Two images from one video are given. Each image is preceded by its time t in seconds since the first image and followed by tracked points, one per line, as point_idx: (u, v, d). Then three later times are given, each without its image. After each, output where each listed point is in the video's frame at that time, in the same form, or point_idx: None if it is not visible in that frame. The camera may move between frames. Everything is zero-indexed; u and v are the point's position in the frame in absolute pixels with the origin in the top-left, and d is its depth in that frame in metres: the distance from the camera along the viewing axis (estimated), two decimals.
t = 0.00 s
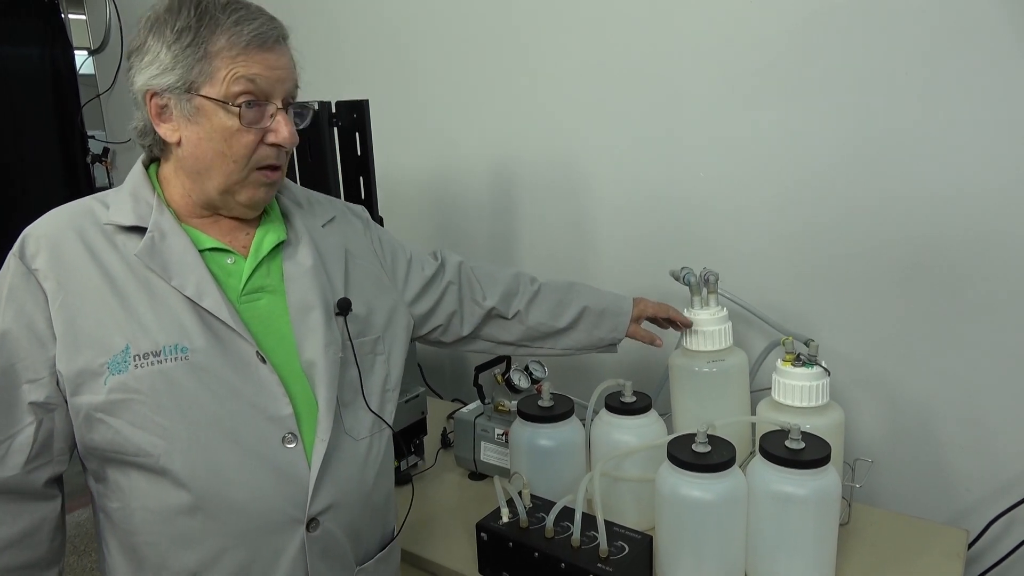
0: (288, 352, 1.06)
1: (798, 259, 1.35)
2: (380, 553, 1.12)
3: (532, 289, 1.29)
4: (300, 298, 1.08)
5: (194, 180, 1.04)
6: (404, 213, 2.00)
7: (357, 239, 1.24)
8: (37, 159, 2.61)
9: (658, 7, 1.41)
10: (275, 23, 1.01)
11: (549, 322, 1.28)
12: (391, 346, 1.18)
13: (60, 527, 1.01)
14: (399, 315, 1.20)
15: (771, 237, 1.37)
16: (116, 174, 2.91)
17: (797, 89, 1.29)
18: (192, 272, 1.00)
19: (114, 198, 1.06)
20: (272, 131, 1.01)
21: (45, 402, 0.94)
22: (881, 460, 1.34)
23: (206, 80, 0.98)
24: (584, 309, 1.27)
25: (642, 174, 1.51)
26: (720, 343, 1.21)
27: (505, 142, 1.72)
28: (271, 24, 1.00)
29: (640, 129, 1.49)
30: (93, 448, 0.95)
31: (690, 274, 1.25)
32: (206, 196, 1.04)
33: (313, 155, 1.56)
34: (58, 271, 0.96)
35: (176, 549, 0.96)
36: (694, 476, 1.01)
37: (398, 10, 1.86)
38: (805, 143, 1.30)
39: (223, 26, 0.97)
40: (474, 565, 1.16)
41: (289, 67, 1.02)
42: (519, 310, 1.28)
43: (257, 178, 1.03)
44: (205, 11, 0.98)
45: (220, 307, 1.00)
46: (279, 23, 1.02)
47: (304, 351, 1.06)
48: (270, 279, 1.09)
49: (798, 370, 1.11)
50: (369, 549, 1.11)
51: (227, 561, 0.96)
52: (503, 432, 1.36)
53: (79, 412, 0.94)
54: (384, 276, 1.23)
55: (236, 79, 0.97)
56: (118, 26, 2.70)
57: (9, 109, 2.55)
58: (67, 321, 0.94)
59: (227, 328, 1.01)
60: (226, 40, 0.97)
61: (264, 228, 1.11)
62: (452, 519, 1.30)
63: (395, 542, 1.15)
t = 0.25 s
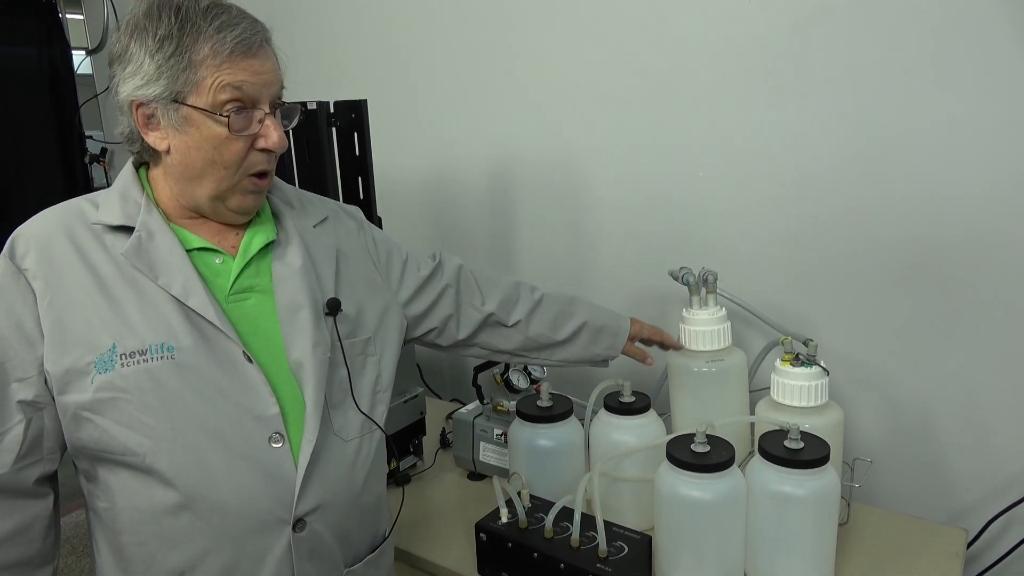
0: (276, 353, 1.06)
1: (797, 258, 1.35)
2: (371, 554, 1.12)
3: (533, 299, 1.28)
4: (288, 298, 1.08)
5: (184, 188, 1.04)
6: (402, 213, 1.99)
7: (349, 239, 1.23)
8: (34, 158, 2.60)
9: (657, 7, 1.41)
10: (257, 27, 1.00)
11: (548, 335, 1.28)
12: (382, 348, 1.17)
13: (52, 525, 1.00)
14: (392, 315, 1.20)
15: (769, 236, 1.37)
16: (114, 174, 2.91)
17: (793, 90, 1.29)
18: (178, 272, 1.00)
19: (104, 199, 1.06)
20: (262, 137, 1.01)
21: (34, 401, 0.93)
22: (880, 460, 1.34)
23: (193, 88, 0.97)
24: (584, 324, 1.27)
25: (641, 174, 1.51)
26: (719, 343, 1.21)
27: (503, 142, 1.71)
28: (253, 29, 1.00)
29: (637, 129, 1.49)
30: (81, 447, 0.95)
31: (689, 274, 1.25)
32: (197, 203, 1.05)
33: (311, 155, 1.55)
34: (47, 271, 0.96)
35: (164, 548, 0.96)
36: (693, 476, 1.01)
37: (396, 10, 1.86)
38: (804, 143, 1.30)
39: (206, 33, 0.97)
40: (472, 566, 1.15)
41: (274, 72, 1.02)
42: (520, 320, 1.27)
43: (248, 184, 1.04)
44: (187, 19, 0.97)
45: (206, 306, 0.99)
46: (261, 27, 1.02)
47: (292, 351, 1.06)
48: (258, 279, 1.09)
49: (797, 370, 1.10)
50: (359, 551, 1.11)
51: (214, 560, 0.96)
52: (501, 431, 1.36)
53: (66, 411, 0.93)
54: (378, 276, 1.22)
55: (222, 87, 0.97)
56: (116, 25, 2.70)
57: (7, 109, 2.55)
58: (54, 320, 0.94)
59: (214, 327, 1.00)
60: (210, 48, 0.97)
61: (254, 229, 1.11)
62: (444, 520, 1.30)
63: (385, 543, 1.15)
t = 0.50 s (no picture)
0: (271, 353, 1.06)
1: (795, 258, 1.35)
2: (367, 554, 1.12)
3: (534, 301, 1.28)
4: (283, 298, 1.08)
5: (180, 187, 1.04)
6: (401, 214, 1.99)
7: (345, 238, 1.23)
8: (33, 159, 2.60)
9: (655, 7, 1.41)
10: (259, 31, 1.00)
11: (548, 338, 1.28)
12: (377, 347, 1.17)
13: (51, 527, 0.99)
14: (387, 314, 1.20)
15: (767, 236, 1.37)
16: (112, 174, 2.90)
17: (791, 90, 1.29)
18: (172, 272, 1.01)
19: (98, 199, 1.06)
20: (260, 141, 1.01)
21: (31, 402, 0.93)
22: (879, 460, 1.34)
23: (193, 90, 0.97)
24: (584, 329, 1.28)
25: (639, 174, 1.51)
26: (717, 343, 1.21)
27: (501, 142, 1.72)
28: (256, 33, 1.00)
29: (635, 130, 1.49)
30: (77, 447, 0.94)
31: (688, 274, 1.25)
32: (192, 202, 1.05)
33: (310, 156, 1.55)
34: (41, 272, 0.96)
35: (160, 548, 0.96)
36: (692, 476, 1.01)
37: (395, 12, 1.86)
38: (802, 143, 1.30)
39: (209, 36, 0.96)
40: (471, 566, 1.15)
41: (274, 75, 1.02)
42: (520, 322, 1.26)
43: (245, 186, 1.04)
44: (190, 21, 0.97)
45: (200, 306, 0.99)
46: (263, 31, 1.02)
47: (287, 351, 1.06)
48: (253, 280, 1.09)
49: (796, 369, 1.11)
50: (355, 551, 1.11)
51: (210, 560, 0.96)
52: (501, 432, 1.36)
53: (60, 411, 0.93)
54: (373, 275, 1.22)
55: (223, 91, 0.97)
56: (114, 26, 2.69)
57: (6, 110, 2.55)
58: (49, 321, 0.94)
59: (208, 327, 1.00)
60: (212, 51, 0.97)
61: (248, 228, 1.12)
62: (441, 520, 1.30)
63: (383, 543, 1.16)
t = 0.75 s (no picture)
0: (270, 354, 1.06)
1: (794, 257, 1.35)
2: (368, 554, 1.12)
3: (531, 298, 1.28)
4: (281, 299, 1.08)
5: (185, 183, 1.03)
6: (400, 214, 1.99)
7: (342, 238, 1.23)
8: (31, 159, 2.60)
9: (654, 7, 1.41)
10: (266, 25, 1.03)
11: (546, 334, 1.28)
12: (376, 347, 1.17)
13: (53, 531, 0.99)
14: (385, 314, 1.20)
15: (767, 235, 1.37)
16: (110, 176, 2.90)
17: (790, 89, 1.29)
18: (171, 275, 1.00)
19: (94, 202, 1.06)
20: (268, 131, 1.04)
21: (31, 407, 0.92)
22: (878, 459, 1.34)
23: (205, 82, 0.98)
24: (582, 326, 1.27)
25: (638, 174, 1.51)
26: (716, 343, 1.21)
27: (500, 142, 1.71)
28: (262, 27, 1.03)
29: (634, 129, 1.49)
30: (77, 452, 0.94)
31: (688, 274, 1.25)
32: (198, 198, 1.04)
33: (309, 156, 1.54)
34: (38, 277, 0.96)
35: (162, 552, 0.96)
36: (692, 476, 1.01)
37: (393, 12, 1.86)
38: (801, 142, 1.30)
39: (219, 29, 0.99)
40: (470, 567, 1.15)
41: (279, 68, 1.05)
42: (517, 319, 1.27)
43: (252, 178, 1.05)
44: (199, 14, 0.98)
45: (199, 310, 0.99)
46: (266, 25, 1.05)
47: (286, 353, 1.06)
48: (251, 282, 1.09)
49: (795, 369, 1.11)
50: (356, 551, 1.11)
51: (211, 563, 0.96)
52: (500, 432, 1.36)
53: (61, 417, 0.93)
54: (371, 275, 1.22)
55: (235, 82, 0.99)
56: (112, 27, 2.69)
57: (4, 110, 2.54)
58: (47, 326, 0.93)
59: (207, 330, 1.00)
60: (223, 43, 0.98)
61: (246, 229, 1.11)
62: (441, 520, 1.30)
63: (383, 542, 1.15)
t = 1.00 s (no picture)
0: (274, 351, 1.06)
1: (794, 256, 1.35)
2: (372, 549, 1.12)
3: (521, 274, 1.28)
4: (284, 296, 1.08)
5: (194, 178, 1.03)
6: (399, 213, 1.99)
7: (337, 236, 1.24)
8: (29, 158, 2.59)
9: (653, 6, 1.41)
10: (284, 30, 1.05)
11: (540, 307, 1.26)
12: (373, 345, 1.17)
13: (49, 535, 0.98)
14: (382, 308, 1.20)
15: (767, 234, 1.37)
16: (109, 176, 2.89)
17: (790, 89, 1.29)
18: (175, 273, 1.00)
19: (93, 201, 1.06)
20: (279, 132, 1.05)
21: (31, 407, 0.92)
22: (879, 458, 1.34)
23: (224, 79, 0.99)
24: (578, 295, 1.26)
25: (638, 173, 1.51)
26: (716, 342, 1.20)
27: (500, 141, 1.71)
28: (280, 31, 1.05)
29: (634, 128, 1.49)
30: (79, 453, 0.94)
31: (688, 274, 1.26)
32: (205, 194, 1.04)
33: (307, 154, 1.54)
34: (38, 276, 0.95)
35: (165, 551, 0.95)
36: (691, 475, 1.01)
37: (392, 11, 1.86)
38: (801, 141, 1.30)
39: (242, 30, 1.00)
40: (469, 566, 1.15)
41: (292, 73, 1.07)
42: (508, 296, 1.27)
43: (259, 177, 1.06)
44: (222, 14, 1.00)
45: (204, 306, 0.99)
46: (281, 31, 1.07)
47: (290, 349, 1.06)
48: (253, 280, 1.09)
49: (795, 368, 1.11)
50: (360, 546, 1.11)
51: (217, 562, 0.96)
52: (500, 431, 1.36)
53: (63, 417, 0.92)
54: (366, 271, 1.22)
55: (253, 82, 1.00)
56: (111, 26, 2.69)
57: (1, 110, 2.54)
58: (49, 324, 0.93)
59: (212, 326, 1.00)
60: (246, 45, 1.00)
61: (247, 226, 1.12)
62: (443, 518, 1.30)
63: (383, 538, 1.15)
